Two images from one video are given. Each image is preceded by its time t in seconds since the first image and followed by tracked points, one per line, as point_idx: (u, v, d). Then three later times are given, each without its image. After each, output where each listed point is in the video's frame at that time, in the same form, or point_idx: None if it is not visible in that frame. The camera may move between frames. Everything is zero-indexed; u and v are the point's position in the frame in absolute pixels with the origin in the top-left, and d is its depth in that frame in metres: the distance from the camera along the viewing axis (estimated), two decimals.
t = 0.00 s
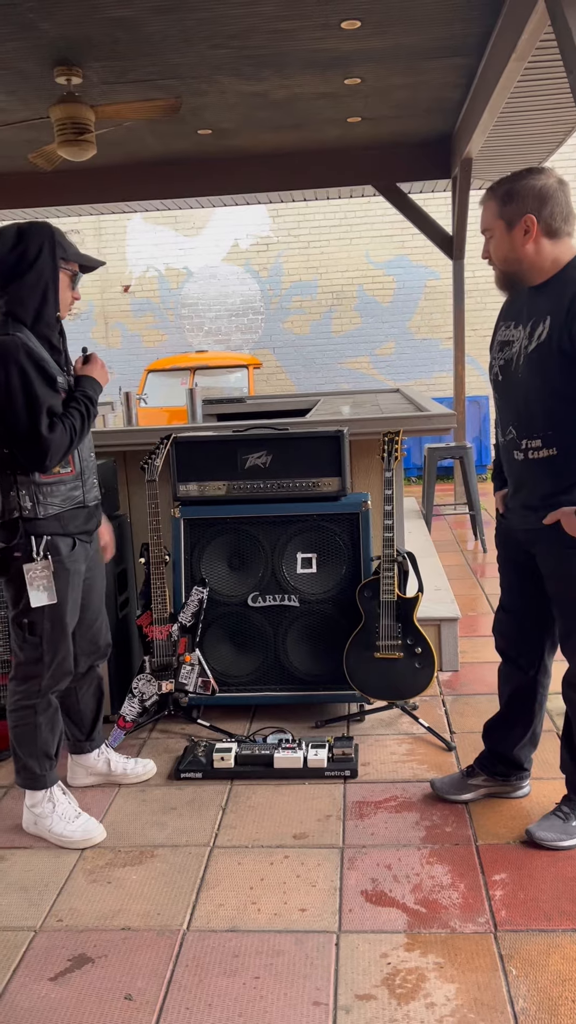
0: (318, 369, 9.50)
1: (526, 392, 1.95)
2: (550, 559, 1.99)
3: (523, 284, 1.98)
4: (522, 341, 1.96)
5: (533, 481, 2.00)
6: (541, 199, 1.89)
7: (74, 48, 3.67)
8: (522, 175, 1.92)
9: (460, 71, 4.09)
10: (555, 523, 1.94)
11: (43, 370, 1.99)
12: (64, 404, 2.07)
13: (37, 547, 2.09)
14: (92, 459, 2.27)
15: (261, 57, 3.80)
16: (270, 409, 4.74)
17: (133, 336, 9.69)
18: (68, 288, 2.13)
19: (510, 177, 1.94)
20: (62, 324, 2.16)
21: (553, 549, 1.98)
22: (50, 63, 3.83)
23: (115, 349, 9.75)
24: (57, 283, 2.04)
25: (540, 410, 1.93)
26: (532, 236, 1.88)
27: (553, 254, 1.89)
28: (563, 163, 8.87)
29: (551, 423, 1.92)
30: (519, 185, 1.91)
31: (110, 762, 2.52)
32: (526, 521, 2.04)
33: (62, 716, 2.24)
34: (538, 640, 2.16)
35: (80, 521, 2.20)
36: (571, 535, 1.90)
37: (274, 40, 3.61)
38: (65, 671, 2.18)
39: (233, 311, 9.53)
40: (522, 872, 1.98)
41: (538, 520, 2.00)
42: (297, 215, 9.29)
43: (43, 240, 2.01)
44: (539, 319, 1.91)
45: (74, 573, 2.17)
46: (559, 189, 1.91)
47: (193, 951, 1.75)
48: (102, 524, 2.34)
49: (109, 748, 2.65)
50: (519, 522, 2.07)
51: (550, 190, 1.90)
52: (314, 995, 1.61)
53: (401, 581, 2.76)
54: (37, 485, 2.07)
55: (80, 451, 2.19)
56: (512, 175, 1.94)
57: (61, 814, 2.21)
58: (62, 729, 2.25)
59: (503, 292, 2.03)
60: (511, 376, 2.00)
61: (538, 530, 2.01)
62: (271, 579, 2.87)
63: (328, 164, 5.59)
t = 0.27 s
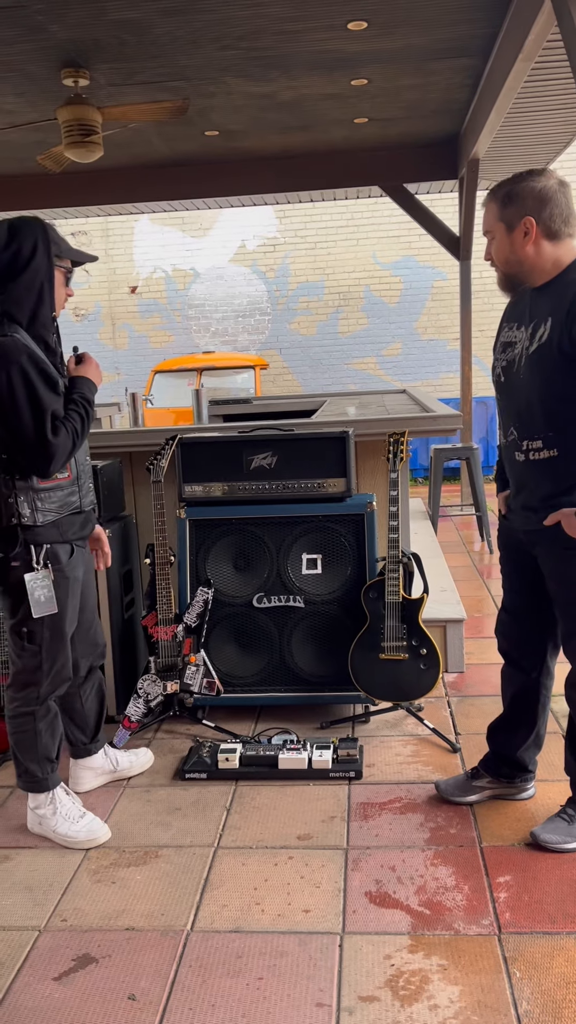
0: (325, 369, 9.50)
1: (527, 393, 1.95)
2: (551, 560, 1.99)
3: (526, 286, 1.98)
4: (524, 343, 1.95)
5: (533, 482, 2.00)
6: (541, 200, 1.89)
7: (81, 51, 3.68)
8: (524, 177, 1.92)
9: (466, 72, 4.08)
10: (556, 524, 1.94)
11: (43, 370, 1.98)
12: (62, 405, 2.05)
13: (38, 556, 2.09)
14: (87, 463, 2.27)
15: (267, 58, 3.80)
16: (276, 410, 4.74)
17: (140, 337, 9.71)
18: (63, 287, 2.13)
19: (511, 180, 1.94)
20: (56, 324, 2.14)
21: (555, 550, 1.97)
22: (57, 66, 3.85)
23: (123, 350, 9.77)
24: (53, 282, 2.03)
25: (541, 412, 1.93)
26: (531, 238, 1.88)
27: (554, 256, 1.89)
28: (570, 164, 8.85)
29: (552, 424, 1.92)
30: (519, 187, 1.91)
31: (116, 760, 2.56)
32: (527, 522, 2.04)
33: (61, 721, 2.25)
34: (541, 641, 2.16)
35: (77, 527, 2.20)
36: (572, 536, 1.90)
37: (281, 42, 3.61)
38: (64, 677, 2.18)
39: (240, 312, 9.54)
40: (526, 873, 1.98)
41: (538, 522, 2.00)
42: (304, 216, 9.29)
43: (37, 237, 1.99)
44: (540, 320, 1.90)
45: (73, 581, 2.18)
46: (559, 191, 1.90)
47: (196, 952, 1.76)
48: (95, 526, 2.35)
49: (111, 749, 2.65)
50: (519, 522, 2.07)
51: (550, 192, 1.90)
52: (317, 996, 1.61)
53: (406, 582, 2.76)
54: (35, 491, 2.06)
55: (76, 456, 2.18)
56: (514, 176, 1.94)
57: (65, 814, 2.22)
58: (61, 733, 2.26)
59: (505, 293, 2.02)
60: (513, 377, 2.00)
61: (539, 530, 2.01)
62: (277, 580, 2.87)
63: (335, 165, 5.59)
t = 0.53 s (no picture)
0: (332, 370, 9.50)
1: (529, 393, 1.95)
2: (554, 560, 1.98)
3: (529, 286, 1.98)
4: (527, 343, 1.95)
5: (537, 482, 1.99)
6: (542, 202, 1.89)
7: (88, 52, 3.69)
8: (526, 178, 1.92)
9: (473, 72, 4.08)
10: (559, 525, 1.93)
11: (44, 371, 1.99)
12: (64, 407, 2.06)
13: (43, 560, 2.11)
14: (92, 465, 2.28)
15: (274, 59, 3.81)
16: (283, 410, 4.75)
17: (147, 337, 9.73)
18: (63, 287, 2.14)
19: (512, 181, 1.94)
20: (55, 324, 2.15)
21: (558, 550, 1.97)
22: (64, 67, 3.86)
23: (130, 350, 9.79)
24: (52, 282, 2.04)
25: (543, 412, 1.92)
26: (532, 239, 1.88)
27: (555, 256, 1.88)
28: None
29: (555, 424, 1.91)
30: (520, 189, 1.91)
31: (110, 766, 2.53)
32: (530, 522, 2.03)
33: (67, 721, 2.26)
34: (545, 640, 2.15)
35: (83, 529, 2.21)
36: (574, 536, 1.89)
37: (288, 43, 3.62)
38: (68, 678, 2.19)
39: (247, 312, 9.55)
40: (531, 874, 1.97)
41: (541, 522, 2.00)
42: (311, 217, 9.29)
43: (35, 237, 1.99)
44: (543, 321, 1.90)
45: (78, 584, 2.19)
46: (560, 192, 1.90)
47: (200, 950, 1.76)
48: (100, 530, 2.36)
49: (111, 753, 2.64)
50: (523, 522, 2.06)
51: (551, 193, 1.90)
52: (321, 996, 1.61)
53: (411, 582, 2.76)
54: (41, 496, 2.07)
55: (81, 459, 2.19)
56: (516, 178, 1.94)
57: (70, 813, 2.23)
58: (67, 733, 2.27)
59: (507, 294, 2.02)
60: (516, 377, 2.00)
61: (542, 530, 2.00)
62: (282, 580, 2.87)
63: (342, 165, 5.60)
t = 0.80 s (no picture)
0: (339, 371, 9.50)
1: (535, 394, 1.95)
2: (561, 561, 1.98)
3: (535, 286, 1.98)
4: (534, 343, 1.95)
5: (543, 483, 1.99)
6: (547, 202, 1.89)
7: (97, 54, 3.71)
8: (531, 179, 1.92)
9: (481, 73, 4.08)
10: (566, 525, 1.93)
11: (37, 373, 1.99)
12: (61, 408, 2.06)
13: (40, 562, 2.10)
14: (96, 466, 2.26)
15: (281, 60, 3.81)
16: (289, 411, 4.75)
17: (154, 338, 9.75)
18: (64, 282, 2.11)
19: (517, 182, 1.94)
20: (59, 322, 2.18)
21: (566, 550, 1.97)
22: (73, 69, 3.88)
23: (137, 351, 9.81)
24: (48, 281, 2.04)
25: (549, 412, 1.92)
26: (537, 239, 1.88)
27: (560, 257, 1.89)
28: None
29: (561, 424, 1.91)
30: (526, 189, 1.91)
31: (117, 766, 2.53)
32: (538, 523, 2.03)
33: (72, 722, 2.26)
34: (551, 641, 2.15)
35: (86, 532, 2.20)
36: None
37: (295, 44, 3.62)
38: (71, 678, 2.19)
39: (254, 313, 9.56)
40: (537, 875, 1.97)
41: (548, 522, 2.00)
42: (318, 218, 9.30)
43: (30, 237, 2.00)
44: (550, 321, 1.90)
45: (78, 587, 2.16)
46: (565, 192, 1.90)
47: (206, 949, 1.77)
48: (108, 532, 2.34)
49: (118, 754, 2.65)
50: (530, 523, 2.06)
51: (556, 193, 1.89)
52: (326, 995, 1.61)
53: (418, 583, 2.76)
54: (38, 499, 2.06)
55: (82, 460, 2.18)
56: (520, 178, 1.94)
57: (77, 813, 2.24)
58: (73, 733, 2.27)
59: (513, 294, 2.02)
60: (523, 377, 1.99)
61: (549, 531, 2.00)
62: (288, 580, 2.87)
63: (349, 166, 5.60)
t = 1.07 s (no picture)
0: (346, 371, 9.50)
1: (544, 395, 1.94)
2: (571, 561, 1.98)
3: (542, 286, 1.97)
4: (542, 344, 1.95)
5: (552, 484, 1.99)
6: (554, 203, 1.89)
7: (105, 55, 3.72)
8: (539, 179, 1.92)
9: (489, 73, 4.07)
10: None
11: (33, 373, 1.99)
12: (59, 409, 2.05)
13: (40, 562, 2.10)
14: (100, 467, 2.25)
15: (289, 61, 3.82)
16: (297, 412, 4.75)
17: (162, 339, 9.77)
18: (58, 279, 2.07)
19: (524, 182, 1.93)
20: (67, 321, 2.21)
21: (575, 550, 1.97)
22: (81, 70, 3.89)
23: (145, 351, 9.83)
24: (41, 280, 2.04)
25: (558, 413, 1.92)
26: (545, 240, 1.87)
27: (568, 257, 1.89)
28: None
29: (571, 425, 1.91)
30: (533, 189, 1.91)
31: (126, 766, 2.54)
32: (547, 524, 2.03)
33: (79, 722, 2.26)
34: (559, 642, 2.14)
35: (88, 533, 2.19)
36: None
37: (303, 45, 3.63)
38: (74, 678, 2.19)
39: (261, 314, 9.57)
40: (544, 877, 1.97)
41: (558, 523, 1.99)
42: (326, 219, 9.30)
43: (22, 237, 2.01)
44: (558, 322, 1.90)
45: (78, 588, 2.16)
46: (573, 192, 1.90)
47: (213, 948, 1.77)
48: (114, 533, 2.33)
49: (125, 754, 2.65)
50: (539, 524, 2.06)
51: (563, 194, 1.89)
52: (333, 996, 1.61)
53: (425, 583, 2.75)
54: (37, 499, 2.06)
55: (84, 460, 2.17)
56: (527, 179, 1.93)
57: (84, 812, 2.24)
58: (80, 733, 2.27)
59: (520, 294, 2.02)
60: (531, 378, 1.99)
61: (558, 531, 2.00)
62: (295, 581, 2.87)
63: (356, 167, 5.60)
